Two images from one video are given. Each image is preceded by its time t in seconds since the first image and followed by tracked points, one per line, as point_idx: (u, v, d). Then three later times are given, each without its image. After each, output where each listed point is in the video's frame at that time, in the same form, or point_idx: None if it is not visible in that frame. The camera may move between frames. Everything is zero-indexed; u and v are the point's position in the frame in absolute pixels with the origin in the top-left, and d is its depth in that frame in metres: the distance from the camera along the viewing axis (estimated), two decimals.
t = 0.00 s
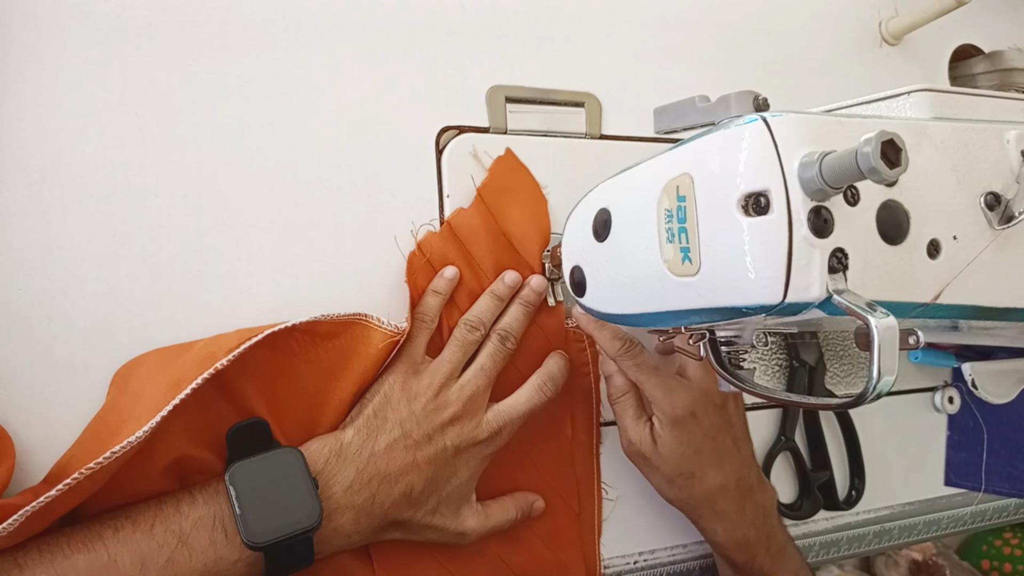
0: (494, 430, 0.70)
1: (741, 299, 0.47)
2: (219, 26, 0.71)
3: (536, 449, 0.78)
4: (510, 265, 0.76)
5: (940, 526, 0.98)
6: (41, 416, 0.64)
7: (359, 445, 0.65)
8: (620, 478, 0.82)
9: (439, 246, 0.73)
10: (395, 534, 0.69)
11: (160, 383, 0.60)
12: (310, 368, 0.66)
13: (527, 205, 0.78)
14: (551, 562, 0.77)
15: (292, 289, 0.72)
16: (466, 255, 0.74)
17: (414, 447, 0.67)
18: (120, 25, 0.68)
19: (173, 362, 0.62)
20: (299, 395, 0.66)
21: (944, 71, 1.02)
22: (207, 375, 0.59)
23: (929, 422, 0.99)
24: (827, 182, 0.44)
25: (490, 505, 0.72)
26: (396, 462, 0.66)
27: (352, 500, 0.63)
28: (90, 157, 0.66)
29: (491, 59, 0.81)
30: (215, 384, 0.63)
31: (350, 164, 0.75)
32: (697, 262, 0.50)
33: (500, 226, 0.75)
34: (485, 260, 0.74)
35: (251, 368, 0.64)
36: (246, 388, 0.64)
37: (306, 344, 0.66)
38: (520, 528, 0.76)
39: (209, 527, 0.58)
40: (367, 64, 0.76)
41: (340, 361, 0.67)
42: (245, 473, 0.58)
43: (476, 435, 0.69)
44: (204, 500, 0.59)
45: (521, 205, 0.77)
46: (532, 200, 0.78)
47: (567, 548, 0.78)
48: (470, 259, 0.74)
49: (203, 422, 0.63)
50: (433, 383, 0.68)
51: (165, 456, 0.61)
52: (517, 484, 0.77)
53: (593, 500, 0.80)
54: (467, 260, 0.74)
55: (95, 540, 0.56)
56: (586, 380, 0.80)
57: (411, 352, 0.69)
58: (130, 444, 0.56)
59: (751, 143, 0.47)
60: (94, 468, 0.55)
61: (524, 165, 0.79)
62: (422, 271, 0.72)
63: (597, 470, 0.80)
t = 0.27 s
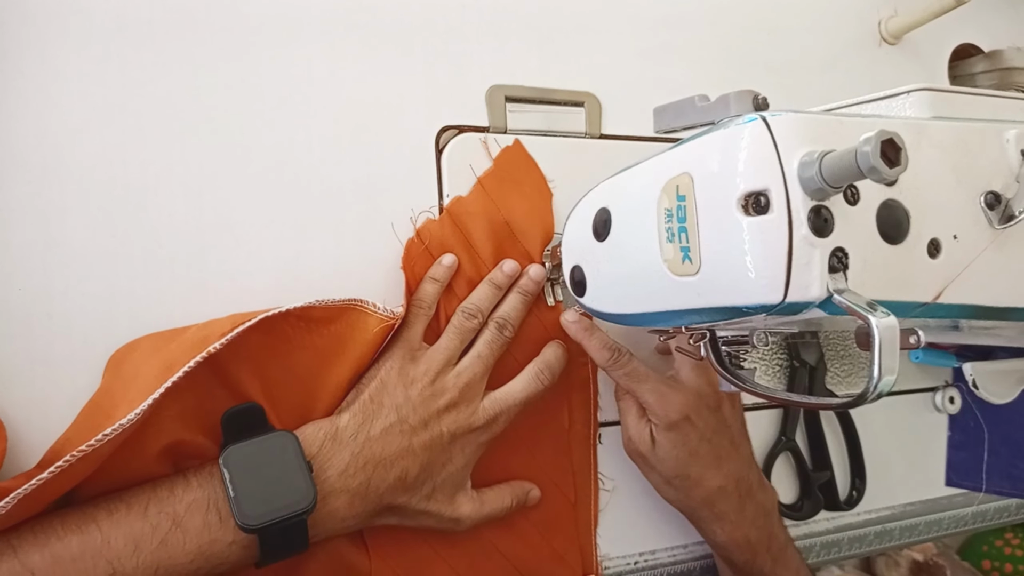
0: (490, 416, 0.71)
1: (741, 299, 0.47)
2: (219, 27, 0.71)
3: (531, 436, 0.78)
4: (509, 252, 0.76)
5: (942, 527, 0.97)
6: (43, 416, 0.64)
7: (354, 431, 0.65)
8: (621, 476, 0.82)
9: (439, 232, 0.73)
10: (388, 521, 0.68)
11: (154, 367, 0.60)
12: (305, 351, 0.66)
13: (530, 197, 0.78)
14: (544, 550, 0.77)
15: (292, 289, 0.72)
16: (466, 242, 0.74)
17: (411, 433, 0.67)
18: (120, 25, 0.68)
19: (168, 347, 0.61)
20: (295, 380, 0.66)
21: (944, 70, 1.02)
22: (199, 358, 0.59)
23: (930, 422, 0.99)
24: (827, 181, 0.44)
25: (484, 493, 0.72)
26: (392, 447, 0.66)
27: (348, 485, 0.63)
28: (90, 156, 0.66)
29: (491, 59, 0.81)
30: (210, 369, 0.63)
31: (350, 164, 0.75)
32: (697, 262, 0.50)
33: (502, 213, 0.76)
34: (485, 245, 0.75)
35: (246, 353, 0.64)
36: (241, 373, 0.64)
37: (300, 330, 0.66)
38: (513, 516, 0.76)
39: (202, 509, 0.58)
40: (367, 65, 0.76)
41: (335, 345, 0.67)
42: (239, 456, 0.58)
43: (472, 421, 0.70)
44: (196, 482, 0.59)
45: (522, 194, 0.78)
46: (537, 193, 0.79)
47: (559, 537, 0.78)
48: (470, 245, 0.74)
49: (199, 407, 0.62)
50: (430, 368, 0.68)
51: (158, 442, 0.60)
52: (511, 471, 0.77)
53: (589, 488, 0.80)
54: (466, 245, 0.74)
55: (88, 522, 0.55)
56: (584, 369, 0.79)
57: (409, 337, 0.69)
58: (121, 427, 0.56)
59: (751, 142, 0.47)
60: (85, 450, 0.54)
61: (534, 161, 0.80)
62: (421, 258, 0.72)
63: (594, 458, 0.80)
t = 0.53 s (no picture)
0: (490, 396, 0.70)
1: (741, 298, 0.48)
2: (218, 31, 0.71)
3: (534, 415, 0.78)
4: (507, 231, 0.76)
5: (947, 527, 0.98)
6: (45, 414, 0.65)
7: (353, 407, 0.65)
8: (626, 478, 0.82)
9: (435, 214, 0.73)
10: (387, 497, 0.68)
11: (146, 349, 0.60)
12: (298, 332, 0.67)
13: (522, 172, 0.77)
14: (546, 528, 0.77)
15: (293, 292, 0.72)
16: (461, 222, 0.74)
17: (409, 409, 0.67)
18: (122, 26, 0.68)
19: (158, 328, 0.62)
20: (290, 361, 0.67)
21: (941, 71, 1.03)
22: (191, 336, 0.60)
23: (931, 421, 0.99)
24: (825, 181, 0.44)
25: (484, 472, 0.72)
26: (390, 423, 0.66)
27: (346, 460, 0.63)
28: (92, 160, 0.67)
29: (489, 61, 0.81)
30: (202, 349, 0.64)
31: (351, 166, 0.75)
32: (696, 260, 0.50)
33: (495, 191, 0.75)
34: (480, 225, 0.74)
35: (238, 333, 0.65)
36: (234, 353, 0.64)
37: (293, 309, 0.66)
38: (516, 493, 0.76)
39: (200, 492, 0.58)
40: (366, 67, 0.76)
41: (328, 324, 0.67)
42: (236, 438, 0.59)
43: (472, 400, 0.70)
44: (194, 465, 0.59)
45: (516, 171, 0.76)
46: (527, 167, 0.77)
47: (563, 514, 0.78)
48: (466, 226, 0.74)
49: (193, 389, 0.63)
50: (429, 345, 0.69)
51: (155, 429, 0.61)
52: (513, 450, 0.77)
53: (591, 467, 0.80)
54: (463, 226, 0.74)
55: (87, 509, 0.56)
56: (583, 349, 0.79)
57: (411, 313, 0.70)
58: (116, 406, 0.56)
59: (749, 142, 0.47)
60: (81, 432, 0.55)
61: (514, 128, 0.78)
62: (419, 238, 0.73)
63: (595, 437, 0.80)
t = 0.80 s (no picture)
0: (493, 413, 0.67)
1: (741, 299, 0.47)
2: (219, 26, 0.71)
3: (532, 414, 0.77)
4: (507, 229, 0.75)
5: (941, 526, 0.97)
6: (43, 413, 0.65)
7: (351, 422, 0.63)
8: (621, 475, 0.82)
9: (437, 213, 0.73)
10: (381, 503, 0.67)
11: (132, 349, 0.60)
12: (285, 333, 0.67)
13: (524, 170, 0.76)
14: (544, 531, 0.77)
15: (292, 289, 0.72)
16: (463, 220, 0.73)
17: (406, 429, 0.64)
18: (120, 24, 0.68)
19: (144, 329, 0.62)
20: (279, 363, 0.67)
21: (945, 71, 1.03)
22: (175, 335, 0.59)
23: (929, 421, 0.99)
24: (828, 182, 0.44)
25: (479, 476, 0.71)
26: (387, 440, 0.63)
27: (344, 475, 0.62)
28: (90, 155, 0.66)
29: (490, 58, 0.81)
30: (188, 348, 0.63)
31: (350, 163, 0.75)
32: (697, 262, 0.50)
33: (497, 189, 0.75)
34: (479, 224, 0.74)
35: (224, 332, 0.64)
36: (222, 354, 0.64)
37: (280, 309, 0.66)
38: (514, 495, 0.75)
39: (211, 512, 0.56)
40: (366, 64, 0.76)
41: (314, 321, 0.68)
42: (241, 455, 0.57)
43: (472, 416, 0.67)
44: (200, 482, 0.57)
45: (519, 169, 0.76)
46: (530, 165, 0.77)
47: (559, 514, 0.77)
48: (468, 224, 0.73)
49: (180, 391, 0.63)
50: (431, 363, 0.65)
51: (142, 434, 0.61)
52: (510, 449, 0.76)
53: (588, 467, 0.79)
54: (462, 224, 0.73)
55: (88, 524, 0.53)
56: (582, 348, 0.79)
57: (417, 328, 0.67)
58: (106, 407, 0.56)
59: (751, 143, 0.47)
60: (73, 435, 0.55)
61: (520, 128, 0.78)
62: (419, 237, 0.72)
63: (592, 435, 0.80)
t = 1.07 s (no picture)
0: (494, 392, 0.67)
1: (742, 300, 0.47)
2: (219, 27, 0.71)
3: (531, 397, 0.77)
4: (506, 216, 0.75)
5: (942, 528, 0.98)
6: (41, 414, 0.64)
7: (352, 401, 0.63)
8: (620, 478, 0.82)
9: (436, 199, 0.73)
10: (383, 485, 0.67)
11: (132, 346, 0.60)
12: (283, 327, 0.67)
13: (522, 156, 0.76)
14: (544, 514, 0.77)
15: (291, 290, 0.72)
16: (462, 207, 0.73)
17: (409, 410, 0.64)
18: (121, 24, 0.68)
19: (144, 324, 0.62)
20: (278, 355, 0.67)
21: (942, 74, 1.03)
22: (178, 330, 0.59)
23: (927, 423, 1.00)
24: (826, 184, 0.44)
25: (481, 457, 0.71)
26: (389, 420, 0.63)
27: (344, 456, 0.61)
28: (89, 156, 0.66)
29: (490, 61, 0.81)
30: (187, 345, 0.63)
31: (350, 165, 0.75)
32: (696, 262, 0.50)
33: (495, 175, 0.75)
34: (478, 209, 0.74)
35: (222, 323, 0.64)
36: (220, 347, 0.64)
37: (278, 300, 0.67)
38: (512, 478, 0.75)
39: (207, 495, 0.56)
40: (367, 66, 0.76)
41: (309, 305, 0.68)
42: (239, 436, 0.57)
43: (473, 394, 0.66)
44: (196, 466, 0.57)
45: (515, 155, 0.76)
46: (527, 151, 0.76)
47: (560, 498, 0.77)
48: (467, 210, 0.74)
49: (178, 384, 0.63)
50: (430, 343, 0.65)
51: (140, 429, 0.61)
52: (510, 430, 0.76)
53: (589, 451, 0.79)
54: (460, 210, 0.73)
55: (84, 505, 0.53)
56: (582, 333, 0.78)
57: (416, 310, 0.67)
58: (110, 405, 0.56)
59: (749, 145, 0.47)
60: (76, 433, 0.55)
61: (515, 114, 0.78)
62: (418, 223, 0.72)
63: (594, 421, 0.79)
